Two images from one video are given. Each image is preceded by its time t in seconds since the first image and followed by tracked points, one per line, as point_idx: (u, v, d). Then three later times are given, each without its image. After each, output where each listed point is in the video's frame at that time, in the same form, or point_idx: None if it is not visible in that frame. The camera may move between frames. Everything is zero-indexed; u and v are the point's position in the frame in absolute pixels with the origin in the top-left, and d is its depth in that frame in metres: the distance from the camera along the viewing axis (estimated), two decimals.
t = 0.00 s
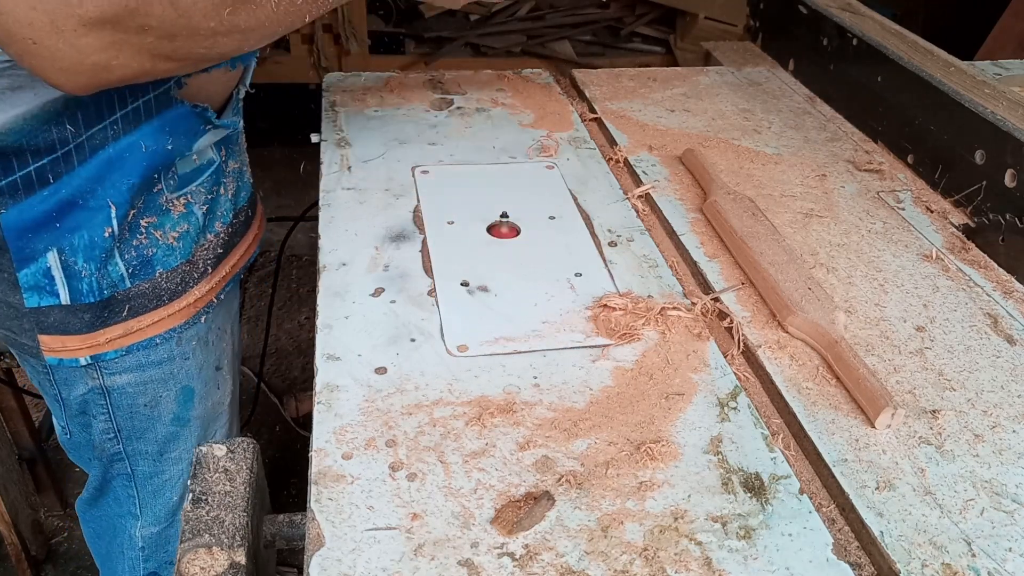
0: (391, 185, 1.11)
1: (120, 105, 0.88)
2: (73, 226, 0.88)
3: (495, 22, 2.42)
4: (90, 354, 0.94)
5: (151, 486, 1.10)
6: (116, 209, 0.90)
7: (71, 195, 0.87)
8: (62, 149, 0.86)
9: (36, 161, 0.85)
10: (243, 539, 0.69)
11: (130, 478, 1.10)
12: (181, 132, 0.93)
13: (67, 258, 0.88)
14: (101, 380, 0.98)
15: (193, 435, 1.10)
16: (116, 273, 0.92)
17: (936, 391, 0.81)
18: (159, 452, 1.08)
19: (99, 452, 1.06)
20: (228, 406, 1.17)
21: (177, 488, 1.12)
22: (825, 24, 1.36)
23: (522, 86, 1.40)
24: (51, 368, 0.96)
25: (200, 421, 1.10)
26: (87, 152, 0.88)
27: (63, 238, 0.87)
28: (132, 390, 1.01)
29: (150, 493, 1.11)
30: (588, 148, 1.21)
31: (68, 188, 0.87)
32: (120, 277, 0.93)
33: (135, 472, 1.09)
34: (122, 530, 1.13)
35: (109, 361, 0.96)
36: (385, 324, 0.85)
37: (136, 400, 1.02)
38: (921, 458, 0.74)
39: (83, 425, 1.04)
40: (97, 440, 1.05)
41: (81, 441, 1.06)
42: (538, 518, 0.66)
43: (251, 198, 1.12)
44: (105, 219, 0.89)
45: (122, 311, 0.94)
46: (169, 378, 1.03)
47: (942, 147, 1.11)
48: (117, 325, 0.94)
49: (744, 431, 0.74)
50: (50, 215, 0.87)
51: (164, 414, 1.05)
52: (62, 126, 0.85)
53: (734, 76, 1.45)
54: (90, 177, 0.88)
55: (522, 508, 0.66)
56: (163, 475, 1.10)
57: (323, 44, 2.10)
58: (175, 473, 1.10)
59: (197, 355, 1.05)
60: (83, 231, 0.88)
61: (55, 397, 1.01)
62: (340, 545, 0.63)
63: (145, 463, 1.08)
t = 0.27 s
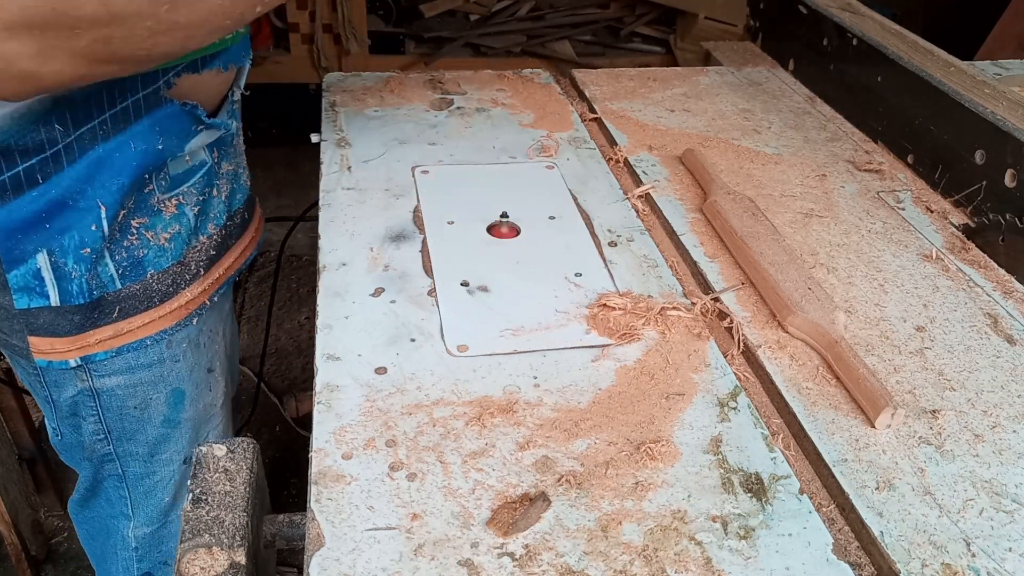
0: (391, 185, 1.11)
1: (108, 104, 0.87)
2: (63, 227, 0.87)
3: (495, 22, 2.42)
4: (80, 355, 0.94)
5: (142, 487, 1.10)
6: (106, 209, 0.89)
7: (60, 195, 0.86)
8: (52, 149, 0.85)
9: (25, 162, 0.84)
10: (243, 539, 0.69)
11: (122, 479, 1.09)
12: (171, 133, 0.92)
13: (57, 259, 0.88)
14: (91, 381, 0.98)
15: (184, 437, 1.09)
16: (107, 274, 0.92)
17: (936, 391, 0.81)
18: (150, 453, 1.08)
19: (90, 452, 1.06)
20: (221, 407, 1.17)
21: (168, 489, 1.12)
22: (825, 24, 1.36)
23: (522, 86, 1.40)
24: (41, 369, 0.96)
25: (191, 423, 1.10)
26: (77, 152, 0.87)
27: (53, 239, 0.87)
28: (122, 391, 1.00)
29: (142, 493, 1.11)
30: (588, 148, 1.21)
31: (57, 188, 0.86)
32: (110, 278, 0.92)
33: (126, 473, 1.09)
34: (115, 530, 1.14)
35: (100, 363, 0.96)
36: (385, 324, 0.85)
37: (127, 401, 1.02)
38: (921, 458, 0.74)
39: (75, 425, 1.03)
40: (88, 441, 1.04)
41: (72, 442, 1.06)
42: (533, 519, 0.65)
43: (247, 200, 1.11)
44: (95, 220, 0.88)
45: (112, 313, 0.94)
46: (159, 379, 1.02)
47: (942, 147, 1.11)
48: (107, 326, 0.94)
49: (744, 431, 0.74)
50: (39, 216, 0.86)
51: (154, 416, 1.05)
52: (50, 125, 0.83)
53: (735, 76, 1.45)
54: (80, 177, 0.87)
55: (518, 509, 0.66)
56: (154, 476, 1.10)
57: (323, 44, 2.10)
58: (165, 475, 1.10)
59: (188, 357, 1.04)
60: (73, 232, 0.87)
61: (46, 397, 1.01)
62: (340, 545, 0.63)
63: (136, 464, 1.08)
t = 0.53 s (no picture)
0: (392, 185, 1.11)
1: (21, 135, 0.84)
2: None
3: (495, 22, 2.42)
4: None
5: (90, 519, 1.09)
6: (19, 239, 0.88)
7: None
8: None
9: None
10: (243, 539, 0.69)
11: (68, 510, 1.09)
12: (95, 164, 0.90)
13: None
14: (18, 415, 0.98)
15: (127, 473, 1.07)
16: (25, 309, 0.92)
17: (936, 391, 0.81)
18: (92, 488, 1.06)
19: (30, 481, 1.06)
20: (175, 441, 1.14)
21: (117, 523, 1.10)
22: (824, 24, 1.36)
23: (522, 87, 1.39)
24: None
25: (134, 461, 1.07)
26: None
27: None
28: (50, 426, 0.99)
29: (91, 525, 1.10)
30: (588, 148, 1.21)
31: None
32: (29, 313, 0.93)
33: (70, 505, 1.08)
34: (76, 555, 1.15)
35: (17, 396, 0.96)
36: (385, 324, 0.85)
37: (57, 437, 1.01)
38: (922, 458, 0.74)
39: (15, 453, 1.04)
40: (27, 469, 1.05)
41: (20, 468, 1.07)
42: (529, 521, 0.65)
43: (200, 247, 1.11)
44: (7, 248, 0.88)
45: (29, 349, 0.94)
46: (90, 416, 1.01)
47: (942, 148, 1.11)
48: (22, 362, 0.94)
49: (744, 431, 0.74)
50: None
51: (90, 452, 1.03)
52: None
53: (735, 76, 1.45)
54: None
55: (513, 510, 0.66)
56: (98, 509, 1.08)
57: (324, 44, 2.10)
58: (110, 509, 1.09)
59: (124, 394, 1.02)
60: None
61: None
62: (341, 545, 0.63)
63: (79, 497, 1.07)
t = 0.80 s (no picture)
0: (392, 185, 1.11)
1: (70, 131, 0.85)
2: (13, 240, 0.88)
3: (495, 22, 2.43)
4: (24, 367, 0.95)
5: (109, 509, 1.10)
6: (61, 226, 0.89)
7: (13, 213, 0.86)
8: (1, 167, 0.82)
9: None
10: (243, 539, 0.69)
11: (87, 500, 1.09)
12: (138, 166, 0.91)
13: (4, 270, 0.89)
14: (47, 401, 0.99)
15: (149, 467, 1.07)
16: (58, 295, 0.93)
17: (936, 391, 0.81)
18: (113, 478, 1.06)
19: (52, 468, 1.06)
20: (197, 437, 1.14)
21: (134, 515, 1.10)
22: (825, 24, 1.37)
23: (522, 87, 1.39)
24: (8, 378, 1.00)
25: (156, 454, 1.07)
26: (30, 170, 0.84)
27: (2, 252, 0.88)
28: (78, 414, 1.00)
29: (109, 515, 1.10)
30: (588, 148, 1.21)
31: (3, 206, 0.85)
32: (63, 300, 0.93)
33: (90, 495, 1.08)
34: (91, 546, 1.14)
35: (44, 383, 0.97)
36: (385, 324, 0.85)
37: (83, 426, 1.01)
38: (921, 458, 0.74)
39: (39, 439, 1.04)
40: (50, 456, 1.05)
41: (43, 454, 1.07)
42: (528, 521, 0.65)
43: (234, 250, 1.12)
44: (48, 236, 0.89)
45: (60, 336, 0.94)
46: (118, 407, 1.01)
47: (942, 148, 1.11)
48: (51, 347, 0.94)
49: (744, 431, 0.74)
50: None
51: (114, 442, 1.04)
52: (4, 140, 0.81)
53: (735, 76, 1.46)
54: (34, 198, 0.86)
55: (513, 511, 0.66)
56: (118, 500, 1.08)
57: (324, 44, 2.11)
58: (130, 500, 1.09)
59: (152, 387, 1.03)
60: (23, 246, 0.88)
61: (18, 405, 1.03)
62: (340, 545, 0.63)
63: (99, 487, 1.07)
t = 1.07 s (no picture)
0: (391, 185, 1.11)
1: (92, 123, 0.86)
2: (31, 235, 0.88)
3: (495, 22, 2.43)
4: (37, 364, 0.96)
5: (121, 506, 1.10)
6: (79, 222, 0.89)
7: (33, 209, 0.87)
8: (18, 160, 0.83)
9: None
10: (243, 539, 0.69)
11: (99, 497, 1.10)
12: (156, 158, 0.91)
13: (21, 265, 0.89)
14: (62, 398, 1.00)
15: (161, 463, 1.08)
16: (75, 292, 0.93)
17: (936, 391, 0.81)
18: (126, 475, 1.07)
19: (65, 465, 1.07)
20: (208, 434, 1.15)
21: (146, 512, 1.12)
22: (825, 24, 1.37)
23: (523, 87, 1.39)
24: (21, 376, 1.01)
25: (169, 450, 1.08)
26: (50, 164, 0.85)
27: (20, 246, 0.88)
28: (92, 411, 1.01)
29: (121, 512, 1.11)
30: (588, 148, 1.21)
31: (25, 197, 0.85)
32: (79, 296, 0.94)
33: (102, 492, 1.09)
34: (101, 544, 1.15)
35: (59, 379, 0.98)
36: (385, 324, 0.85)
37: (98, 422, 1.02)
38: (921, 458, 0.74)
39: (53, 436, 1.05)
40: (64, 453, 1.06)
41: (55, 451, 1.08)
42: (527, 521, 0.65)
43: (246, 248, 1.12)
44: (66, 232, 0.89)
45: (75, 332, 0.95)
46: (132, 404, 1.02)
47: (942, 148, 1.11)
48: (66, 343, 0.95)
49: (744, 431, 0.74)
50: (9, 222, 0.86)
51: (128, 439, 1.05)
52: (23, 131, 0.82)
53: (735, 76, 1.45)
54: (54, 194, 0.87)
55: (511, 511, 0.66)
56: (130, 497, 1.09)
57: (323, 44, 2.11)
58: (141, 497, 1.10)
59: (165, 383, 1.04)
60: (42, 241, 0.89)
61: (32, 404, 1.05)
62: (340, 545, 0.63)
63: (112, 484, 1.08)
